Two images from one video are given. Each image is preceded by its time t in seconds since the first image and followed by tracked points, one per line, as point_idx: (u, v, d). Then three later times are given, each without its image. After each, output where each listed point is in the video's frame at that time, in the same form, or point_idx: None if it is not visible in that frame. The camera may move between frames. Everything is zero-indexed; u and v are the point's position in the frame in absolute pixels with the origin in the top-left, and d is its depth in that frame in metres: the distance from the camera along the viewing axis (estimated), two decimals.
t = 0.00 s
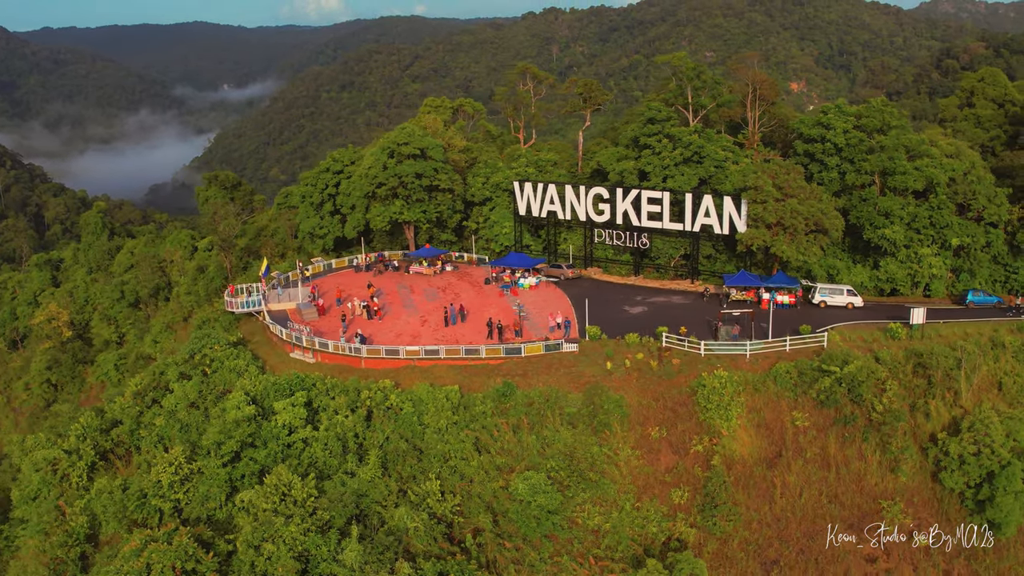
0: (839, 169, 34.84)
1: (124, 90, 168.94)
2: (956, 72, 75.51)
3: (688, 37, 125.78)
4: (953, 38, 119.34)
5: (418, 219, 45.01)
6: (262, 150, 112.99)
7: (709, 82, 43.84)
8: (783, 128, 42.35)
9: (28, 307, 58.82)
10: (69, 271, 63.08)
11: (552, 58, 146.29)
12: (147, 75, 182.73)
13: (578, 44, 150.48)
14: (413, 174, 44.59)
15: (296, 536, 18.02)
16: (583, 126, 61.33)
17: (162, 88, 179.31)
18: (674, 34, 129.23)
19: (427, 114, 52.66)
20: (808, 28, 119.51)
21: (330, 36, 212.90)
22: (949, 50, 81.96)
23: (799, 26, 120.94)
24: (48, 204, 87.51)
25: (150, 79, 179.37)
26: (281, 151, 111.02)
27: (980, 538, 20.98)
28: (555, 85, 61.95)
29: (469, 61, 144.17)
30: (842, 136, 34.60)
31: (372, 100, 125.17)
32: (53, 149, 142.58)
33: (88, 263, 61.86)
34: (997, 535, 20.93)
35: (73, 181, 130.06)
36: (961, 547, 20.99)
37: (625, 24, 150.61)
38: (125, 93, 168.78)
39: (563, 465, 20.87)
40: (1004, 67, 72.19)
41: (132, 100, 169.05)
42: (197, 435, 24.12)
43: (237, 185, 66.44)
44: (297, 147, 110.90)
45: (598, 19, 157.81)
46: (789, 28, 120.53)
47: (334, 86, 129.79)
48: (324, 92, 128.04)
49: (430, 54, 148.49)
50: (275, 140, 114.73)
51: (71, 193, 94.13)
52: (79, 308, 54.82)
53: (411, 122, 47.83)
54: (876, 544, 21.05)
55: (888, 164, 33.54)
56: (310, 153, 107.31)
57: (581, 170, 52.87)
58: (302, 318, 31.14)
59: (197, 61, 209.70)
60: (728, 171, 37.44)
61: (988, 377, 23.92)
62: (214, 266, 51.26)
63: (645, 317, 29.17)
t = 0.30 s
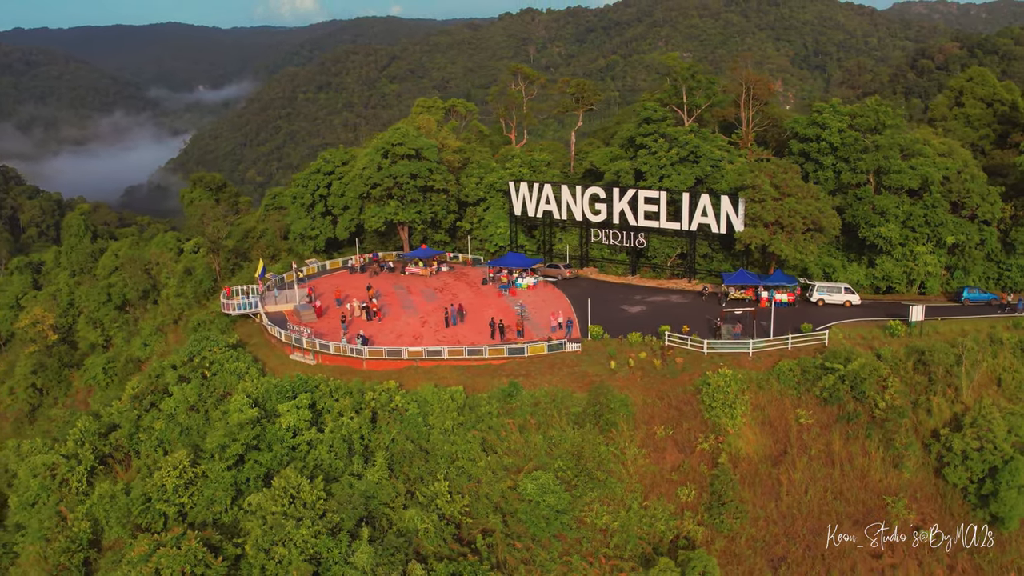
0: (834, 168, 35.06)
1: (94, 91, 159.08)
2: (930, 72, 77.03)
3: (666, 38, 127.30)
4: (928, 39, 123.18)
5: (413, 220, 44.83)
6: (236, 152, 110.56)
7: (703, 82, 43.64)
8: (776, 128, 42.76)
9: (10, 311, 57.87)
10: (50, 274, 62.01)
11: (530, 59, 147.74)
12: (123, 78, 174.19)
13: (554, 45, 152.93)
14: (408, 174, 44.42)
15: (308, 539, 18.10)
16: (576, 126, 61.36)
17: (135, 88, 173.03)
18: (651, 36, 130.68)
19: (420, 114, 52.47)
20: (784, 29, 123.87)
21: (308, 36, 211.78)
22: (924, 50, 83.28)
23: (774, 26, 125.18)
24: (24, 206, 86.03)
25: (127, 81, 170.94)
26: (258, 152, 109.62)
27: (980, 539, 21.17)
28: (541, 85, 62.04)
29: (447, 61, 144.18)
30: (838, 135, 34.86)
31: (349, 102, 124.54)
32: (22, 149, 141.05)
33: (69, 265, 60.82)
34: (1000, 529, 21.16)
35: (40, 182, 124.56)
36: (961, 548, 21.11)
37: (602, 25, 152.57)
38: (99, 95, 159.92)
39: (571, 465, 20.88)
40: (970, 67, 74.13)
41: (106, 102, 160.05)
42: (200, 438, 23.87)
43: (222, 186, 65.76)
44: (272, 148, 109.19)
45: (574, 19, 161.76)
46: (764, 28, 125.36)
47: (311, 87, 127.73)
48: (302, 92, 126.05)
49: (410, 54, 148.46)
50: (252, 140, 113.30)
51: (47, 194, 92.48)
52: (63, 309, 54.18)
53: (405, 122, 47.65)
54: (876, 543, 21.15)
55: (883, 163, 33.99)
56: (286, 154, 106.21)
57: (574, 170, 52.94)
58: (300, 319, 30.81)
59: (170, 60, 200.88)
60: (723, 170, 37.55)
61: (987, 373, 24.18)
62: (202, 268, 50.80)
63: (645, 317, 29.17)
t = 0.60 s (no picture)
0: (829, 167, 35.32)
1: (68, 91, 130.98)
2: (905, 72, 78.26)
3: (643, 39, 127.68)
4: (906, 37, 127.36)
5: (409, 220, 44.62)
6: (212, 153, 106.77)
7: (698, 82, 43.37)
8: (769, 127, 43.16)
9: None
10: (31, 277, 60.97)
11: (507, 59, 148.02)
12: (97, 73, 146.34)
13: (531, 45, 153.92)
14: (403, 175, 44.28)
15: (320, 542, 18.09)
16: (568, 126, 61.43)
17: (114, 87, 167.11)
18: (628, 36, 131.41)
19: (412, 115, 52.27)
20: (759, 30, 126.30)
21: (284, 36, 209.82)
22: (900, 50, 84.40)
23: (751, 27, 127.01)
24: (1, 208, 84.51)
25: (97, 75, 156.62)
26: (234, 153, 106.56)
27: (980, 539, 21.42)
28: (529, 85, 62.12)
29: (424, 62, 143.73)
30: (833, 135, 35.13)
31: (327, 103, 123.64)
32: None
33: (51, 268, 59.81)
34: (1002, 523, 21.40)
35: None
36: (961, 548, 21.32)
37: (578, 25, 153.75)
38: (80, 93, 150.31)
39: (578, 465, 20.92)
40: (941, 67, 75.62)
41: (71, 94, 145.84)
42: (202, 442, 23.63)
43: (207, 188, 65.05)
44: (250, 149, 106.65)
45: (551, 21, 162.47)
46: (741, 28, 126.90)
47: (287, 88, 125.64)
48: (278, 93, 123.79)
49: (390, 54, 147.92)
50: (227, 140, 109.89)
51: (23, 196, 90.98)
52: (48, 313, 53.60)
53: (399, 122, 47.51)
54: (876, 543, 21.22)
55: (878, 162, 34.29)
56: (262, 154, 104.58)
57: (566, 169, 52.97)
58: (298, 321, 30.50)
59: (129, 49, 171.72)
60: (719, 169, 37.68)
61: (986, 369, 24.43)
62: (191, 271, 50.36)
63: (646, 316, 29.19)
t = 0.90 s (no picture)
0: (825, 166, 35.59)
1: (40, 93, 131.20)
2: (881, 72, 79.46)
3: (620, 40, 127.51)
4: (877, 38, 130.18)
5: (404, 221, 44.47)
6: (188, 155, 105.40)
7: (692, 82, 43.79)
8: (763, 126, 43.47)
9: None
10: (14, 280, 60.09)
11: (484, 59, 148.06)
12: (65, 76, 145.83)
13: (508, 46, 153.99)
14: (398, 175, 44.02)
15: (332, 544, 18.00)
16: (560, 126, 61.53)
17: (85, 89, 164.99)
18: (606, 36, 131.60)
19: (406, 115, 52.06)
20: (736, 30, 127.83)
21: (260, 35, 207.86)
22: (876, 50, 85.62)
23: (726, 28, 128.55)
24: None
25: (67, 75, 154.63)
26: (210, 155, 105.17)
27: (980, 539, 21.50)
28: (518, 86, 62.30)
29: (403, 62, 143.34)
30: (828, 134, 35.37)
31: (303, 104, 122.87)
32: None
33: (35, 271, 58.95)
34: (1006, 518, 21.57)
35: None
36: (962, 548, 21.36)
37: (555, 25, 154.82)
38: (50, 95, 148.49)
39: (586, 465, 20.94)
40: (916, 66, 76.89)
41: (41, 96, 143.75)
42: (204, 445, 23.41)
43: (193, 189, 64.48)
44: (227, 150, 105.80)
45: (529, 22, 162.86)
46: (718, 30, 128.21)
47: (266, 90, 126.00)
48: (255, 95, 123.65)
49: (370, 54, 147.59)
50: (204, 144, 108.32)
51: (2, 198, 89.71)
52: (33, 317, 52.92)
53: (393, 123, 47.25)
54: (875, 544, 21.28)
55: (873, 161, 34.66)
56: (239, 155, 102.94)
57: (559, 170, 53.08)
58: (297, 323, 30.27)
59: (104, 56, 171.55)
60: (715, 169, 37.92)
61: (986, 365, 24.65)
62: (181, 273, 49.88)
63: (647, 315, 29.24)
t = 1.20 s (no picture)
0: (820, 166, 35.88)
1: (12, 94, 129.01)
2: (858, 71, 80.12)
3: (598, 40, 131.91)
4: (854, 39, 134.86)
5: (399, 221, 44.26)
6: (164, 156, 103.82)
7: (688, 81, 43.47)
8: (757, 126, 43.85)
9: None
10: None
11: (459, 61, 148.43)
12: (38, 78, 143.61)
13: (485, 47, 154.74)
14: (393, 176, 43.72)
15: (344, 546, 17.85)
16: (553, 126, 61.54)
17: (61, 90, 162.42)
18: (583, 36, 135.01)
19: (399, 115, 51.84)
20: (712, 31, 130.37)
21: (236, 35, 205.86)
22: (853, 51, 87.08)
23: (704, 28, 131.82)
24: None
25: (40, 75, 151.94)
26: (186, 156, 103.84)
27: (980, 539, 21.65)
28: (508, 86, 62.39)
29: (380, 64, 143.06)
30: (823, 133, 35.71)
31: (280, 104, 122.07)
32: None
33: (18, 275, 57.92)
34: (1008, 513, 21.77)
35: None
36: (961, 547, 21.46)
37: (534, 26, 157.46)
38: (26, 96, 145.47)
39: (594, 464, 20.94)
40: (892, 65, 78.45)
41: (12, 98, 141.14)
42: (206, 448, 23.18)
43: (179, 191, 63.81)
44: (203, 151, 104.64)
45: (506, 21, 167.03)
46: (694, 31, 131.10)
47: (241, 91, 124.38)
48: (230, 96, 122.19)
49: (348, 55, 147.26)
50: (181, 145, 107.14)
51: None
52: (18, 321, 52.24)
53: (387, 123, 47.01)
54: (876, 544, 21.32)
55: (868, 160, 35.10)
56: (216, 157, 102.09)
57: (551, 170, 53.17)
58: (295, 324, 30.05)
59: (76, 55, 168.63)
60: (711, 168, 38.20)
61: (985, 361, 24.90)
62: (171, 275, 49.40)
63: (647, 314, 29.34)
